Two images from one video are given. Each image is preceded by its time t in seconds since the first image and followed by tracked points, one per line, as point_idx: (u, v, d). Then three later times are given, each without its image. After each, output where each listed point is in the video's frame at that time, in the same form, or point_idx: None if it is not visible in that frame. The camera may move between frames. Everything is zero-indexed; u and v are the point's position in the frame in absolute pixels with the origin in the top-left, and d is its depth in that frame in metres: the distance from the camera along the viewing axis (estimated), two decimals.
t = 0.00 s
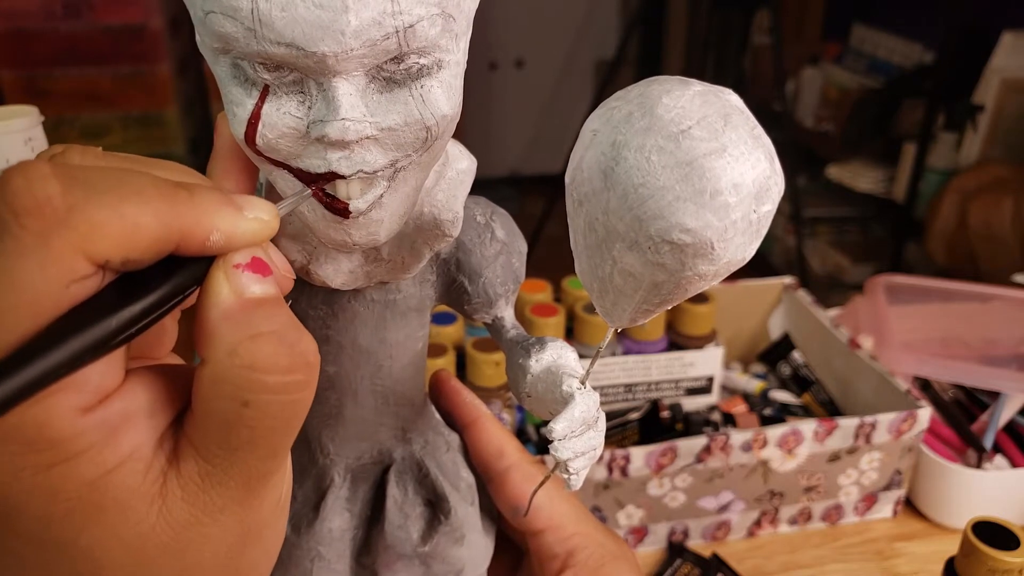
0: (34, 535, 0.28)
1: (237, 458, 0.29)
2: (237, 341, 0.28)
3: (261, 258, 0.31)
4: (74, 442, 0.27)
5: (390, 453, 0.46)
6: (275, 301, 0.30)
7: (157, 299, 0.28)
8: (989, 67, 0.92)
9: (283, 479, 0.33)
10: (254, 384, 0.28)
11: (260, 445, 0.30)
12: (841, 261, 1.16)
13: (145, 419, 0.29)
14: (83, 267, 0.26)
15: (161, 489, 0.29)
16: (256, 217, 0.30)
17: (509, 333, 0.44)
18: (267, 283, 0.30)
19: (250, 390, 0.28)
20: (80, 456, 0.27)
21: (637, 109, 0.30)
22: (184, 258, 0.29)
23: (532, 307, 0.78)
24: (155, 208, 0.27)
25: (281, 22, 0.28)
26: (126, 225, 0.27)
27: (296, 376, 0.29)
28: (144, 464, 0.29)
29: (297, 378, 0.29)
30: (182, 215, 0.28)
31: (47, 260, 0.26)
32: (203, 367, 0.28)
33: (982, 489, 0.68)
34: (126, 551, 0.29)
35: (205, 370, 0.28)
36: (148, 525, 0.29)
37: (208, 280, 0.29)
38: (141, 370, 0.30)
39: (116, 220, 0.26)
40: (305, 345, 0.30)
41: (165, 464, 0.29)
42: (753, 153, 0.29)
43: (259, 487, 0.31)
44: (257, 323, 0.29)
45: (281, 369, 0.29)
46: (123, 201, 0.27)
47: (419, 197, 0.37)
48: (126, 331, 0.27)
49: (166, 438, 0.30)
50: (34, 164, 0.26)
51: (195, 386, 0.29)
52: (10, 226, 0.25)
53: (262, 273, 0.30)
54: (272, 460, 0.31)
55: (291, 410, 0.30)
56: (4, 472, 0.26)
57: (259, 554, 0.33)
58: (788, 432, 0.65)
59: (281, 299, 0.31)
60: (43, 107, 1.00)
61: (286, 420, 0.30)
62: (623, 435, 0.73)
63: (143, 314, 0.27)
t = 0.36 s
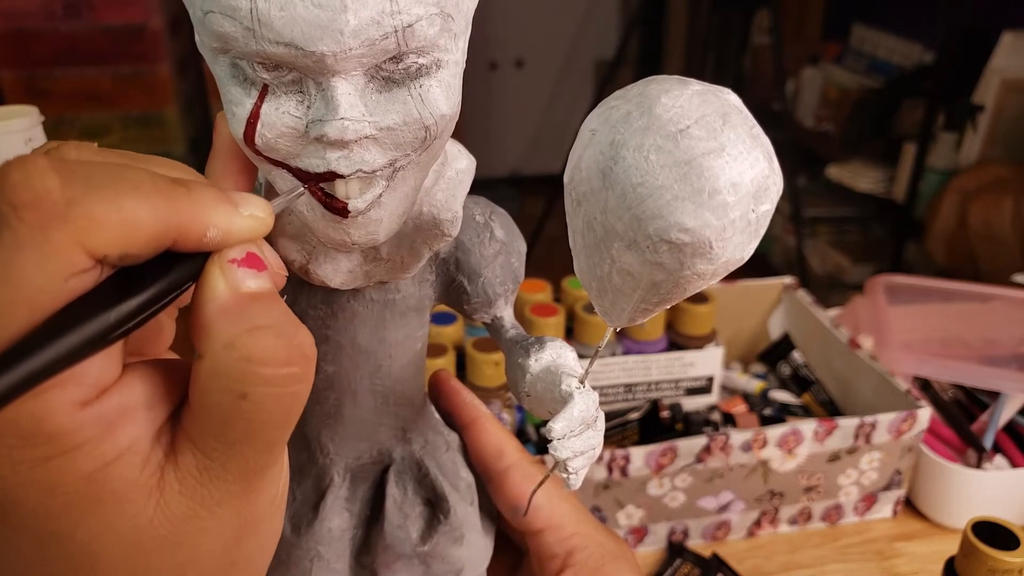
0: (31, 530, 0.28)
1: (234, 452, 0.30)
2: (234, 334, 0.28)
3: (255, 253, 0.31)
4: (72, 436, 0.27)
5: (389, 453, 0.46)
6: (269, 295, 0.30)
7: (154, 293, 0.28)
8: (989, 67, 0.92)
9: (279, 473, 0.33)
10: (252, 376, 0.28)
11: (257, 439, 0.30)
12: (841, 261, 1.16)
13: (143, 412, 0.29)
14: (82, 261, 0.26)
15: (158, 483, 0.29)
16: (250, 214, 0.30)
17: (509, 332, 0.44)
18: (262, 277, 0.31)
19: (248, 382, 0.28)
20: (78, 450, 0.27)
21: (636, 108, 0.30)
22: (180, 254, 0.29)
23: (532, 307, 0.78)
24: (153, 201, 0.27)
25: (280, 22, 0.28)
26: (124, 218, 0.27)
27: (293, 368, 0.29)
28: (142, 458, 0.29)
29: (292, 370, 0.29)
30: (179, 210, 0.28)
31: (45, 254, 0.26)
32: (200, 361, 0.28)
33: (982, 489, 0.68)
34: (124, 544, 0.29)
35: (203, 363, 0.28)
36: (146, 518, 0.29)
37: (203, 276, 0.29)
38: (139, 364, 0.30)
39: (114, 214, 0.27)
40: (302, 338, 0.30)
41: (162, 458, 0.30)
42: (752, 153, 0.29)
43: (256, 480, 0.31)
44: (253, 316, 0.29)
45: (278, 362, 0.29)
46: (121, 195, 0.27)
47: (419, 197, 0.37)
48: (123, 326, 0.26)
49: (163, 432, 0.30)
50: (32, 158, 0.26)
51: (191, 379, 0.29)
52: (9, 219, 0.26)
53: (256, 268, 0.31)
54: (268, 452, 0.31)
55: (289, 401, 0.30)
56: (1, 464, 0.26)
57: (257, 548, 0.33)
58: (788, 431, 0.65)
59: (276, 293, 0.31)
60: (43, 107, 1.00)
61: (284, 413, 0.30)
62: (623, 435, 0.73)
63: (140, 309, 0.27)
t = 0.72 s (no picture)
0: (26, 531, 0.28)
1: (230, 456, 0.30)
2: (229, 337, 0.28)
3: (250, 258, 0.31)
4: (67, 439, 0.27)
5: (390, 453, 0.46)
6: (265, 298, 0.30)
7: (148, 298, 0.27)
8: (989, 67, 0.92)
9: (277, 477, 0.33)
10: (248, 380, 0.28)
11: (253, 443, 0.30)
12: (841, 261, 1.15)
13: (138, 416, 0.29)
14: (74, 265, 0.26)
15: (153, 487, 0.29)
16: (246, 219, 0.30)
17: (510, 333, 0.44)
18: (257, 281, 0.31)
19: (244, 388, 0.28)
20: (73, 453, 0.27)
21: (637, 109, 0.30)
22: (175, 258, 0.29)
23: (532, 307, 0.78)
24: (147, 205, 0.27)
25: (281, 23, 0.28)
26: (117, 221, 0.27)
27: (289, 372, 0.30)
28: (136, 462, 0.29)
29: (289, 374, 0.30)
30: (173, 214, 0.28)
31: (38, 258, 0.26)
32: (195, 365, 0.28)
33: (982, 489, 0.68)
34: (119, 547, 0.29)
35: (198, 368, 0.28)
36: (141, 522, 0.29)
37: (197, 280, 0.29)
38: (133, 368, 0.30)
39: (108, 219, 0.27)
40: (297, 342, 0.30)
41: (157, 462, 0.30)
42: (753, 154, 0.29)
43: (253, 485, 0.31)
44: (249, 320, 0.29)
45: (274, 365, 0.29)
46: (113, 198, 0.27)
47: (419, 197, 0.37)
48: (117, 331, 0.26)
49: (157, 435, 0.30)
50: (26, 161, 0.26)
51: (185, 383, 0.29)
52: (5, 224, 0.26)
53: (251, 271, 0.31)
54: (265, 457, 0.31)
55: (285, 406, 0.30)
56: None
57: (254, 552, 0.33)
58: (789, 431, 0.65)
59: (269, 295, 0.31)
60: (43, 107, 1.00)
61: (281, 414, 0.30)
62: (623, 435, 0.73)
63: (135, 313, 0.27)
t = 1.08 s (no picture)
0: (32, 520, 0.28)
1: (241, 453, 0.30)
2: (245, 332, 0.28)
3: (268, 256, 0.31)
4: (78, 427, 0.26)
5: (390, 452, 0.46)
6: (282, 296, 0.31)
7: (164, 287, 0.28)
8: (988, 67, 0.92)
9: (287, 475, 0.33)
10: (263, 374, 0.28)
11: (266, 439, 0.30)
12: (841, 262, 1.15)
13: (150, 409, 0.29)
14: (95, 248, 0.27)
15: (162, 479, 0.29)
16: (267, 216, 0.30)
17: (510, 332, 0.44)
18: (275, 279, 0.31)
19: (258, 382, 0.28)
20: (84, 440, 0.27)
21: (638, 107, 0.30)
22: (192, 250, 0.29)
23: (532, 307, 0.78)
24: (169, 195, 0.28)
25: (283, 21, 0.28)
26: (141, 209, 0.27)
27: (304, 368, 0.29)
28: (147, 454, 0.29)
29: (304, 370, 0.29)
30: (194, 205, 0.28)
31: (59, 238, 0.26)
32: (210, 361, 0.28)
33: (982, 489, 0.68)
34: (127, 539, 0.29)
35: (212, 363, 0.28)
36: (149, 514, 0.29)
37: (215, 274, 0.30)
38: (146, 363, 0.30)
39: (132, 206, 0.27)
40: (313, 338, 0.30)
41: (167, 454, 0.30)
42: (754, 152, 0.29)
43: (263, 483, 0.31)
44: (264, 315, 0.29)
45: (288, 360, 0.29)
46: (139, 187, 0.27)
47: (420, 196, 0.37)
48: (133, 317, 0.27)
49: (168, 429, 0.30)
50: (55, 146, 0.26)
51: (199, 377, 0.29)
52: (25, 204, 0.25)
53: (269, 269, 0.31)
54: (275, 456, 0.31)
55: (302, 403, 0.30)
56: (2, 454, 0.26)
57: (261, 551, 0.33)
58: (788, 431, 0.65)
59: (288, 295, 0.31)
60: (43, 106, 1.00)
61: (294, 414, 0.30)
62: (623, 435, 0.73)
63: (151, 300, 0.27)
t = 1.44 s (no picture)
0: (30, 518, 0.28)
1: (238, 455, 0.29)
2: (243, 334, 0.28)
3: (268, 257, 0.31)
4: (75, 425, 0.27)
5: (390, 452, 0.46)
6: (281, 298, 0.30)
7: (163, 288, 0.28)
8: (989, 67, 0.93)
9: (283, 480, 0.33)
10: (261, 377, 0.28)
11: (262, 442, 0.29)
12: (841, 262, 1.15)
13: (147, 409, 0.29)
14: (94, 247, 0.27)
15: (159, 480, 0.29)
16: (267, 219, 0.30)
17: (511, 332, 0.44)
18: (275, 280, 0.31)
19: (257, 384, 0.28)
20: (82, 439, 0.27)
21: (640, 109, 0.30)
22: (192, 250, 0.29)
23: (532, 307, 0.78)
24: (170, 195, 0.28)
25: (284, 22, 0.28)
26: (141, 208, 0.27)
27: (302, 371, 0.29)
28: (142, 455, 0.29)
29: (302, 372, 0.29)
30: (194, 206, 0.28)
31: (57, 236, 0.26)
32: (208, 361, 0.28)
33: (982, 488, 0.68)
34: (123, 539, 0.29)
35: (210, 364, 0.28)
36: (145, 515, 0.29)
37: (214, 275, 0.30)
38: (144, 363, 0.30)
39: (132, 205, 0.27)
40: (310, 340, 0.30)
41: (163, 455, 0.29)
42: (756, 153, 0.29)
43: (259, 486, 0.31)
44: (263, 317, 0.29)
45: (287, 363, 0.28)
46: (140, 186, 0.27)
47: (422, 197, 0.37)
48: (131, 317, 0.27)
49: (165, 430, 0.30)
50: (56, 144, 0.27)
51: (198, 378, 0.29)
52: (26, 202, 0.26)
53: (268, 270, 0.30)
54: (271, 460, 0.30)
55: (298, 406, 0.29)
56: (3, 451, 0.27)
57: (257, 556, 0.33)
58: (789, 431, 0.65)
59: (288, 297, 0.31)
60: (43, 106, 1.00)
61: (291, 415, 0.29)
62: (623, 435, 0.73)
63: (149, 301, 0.28)
